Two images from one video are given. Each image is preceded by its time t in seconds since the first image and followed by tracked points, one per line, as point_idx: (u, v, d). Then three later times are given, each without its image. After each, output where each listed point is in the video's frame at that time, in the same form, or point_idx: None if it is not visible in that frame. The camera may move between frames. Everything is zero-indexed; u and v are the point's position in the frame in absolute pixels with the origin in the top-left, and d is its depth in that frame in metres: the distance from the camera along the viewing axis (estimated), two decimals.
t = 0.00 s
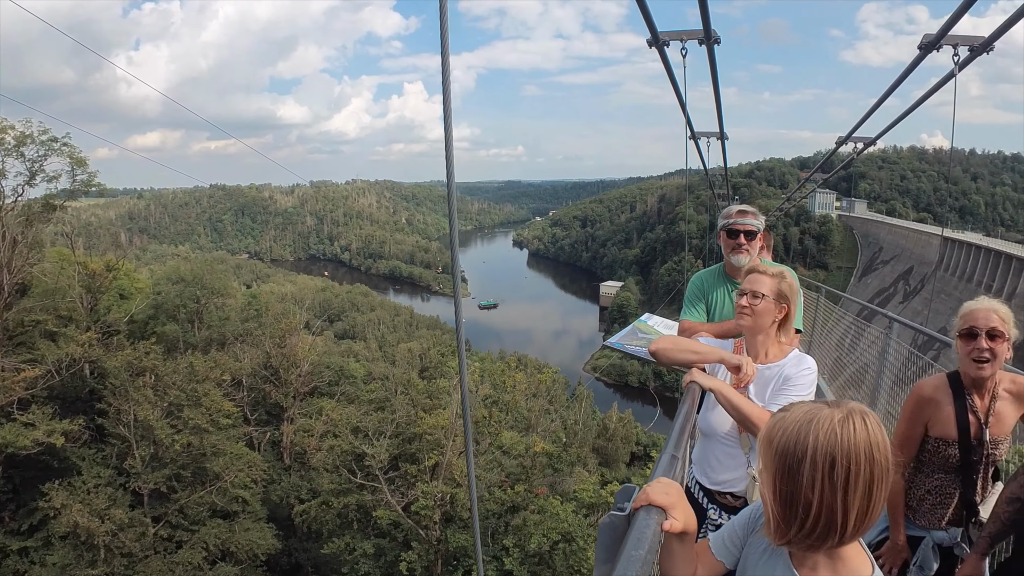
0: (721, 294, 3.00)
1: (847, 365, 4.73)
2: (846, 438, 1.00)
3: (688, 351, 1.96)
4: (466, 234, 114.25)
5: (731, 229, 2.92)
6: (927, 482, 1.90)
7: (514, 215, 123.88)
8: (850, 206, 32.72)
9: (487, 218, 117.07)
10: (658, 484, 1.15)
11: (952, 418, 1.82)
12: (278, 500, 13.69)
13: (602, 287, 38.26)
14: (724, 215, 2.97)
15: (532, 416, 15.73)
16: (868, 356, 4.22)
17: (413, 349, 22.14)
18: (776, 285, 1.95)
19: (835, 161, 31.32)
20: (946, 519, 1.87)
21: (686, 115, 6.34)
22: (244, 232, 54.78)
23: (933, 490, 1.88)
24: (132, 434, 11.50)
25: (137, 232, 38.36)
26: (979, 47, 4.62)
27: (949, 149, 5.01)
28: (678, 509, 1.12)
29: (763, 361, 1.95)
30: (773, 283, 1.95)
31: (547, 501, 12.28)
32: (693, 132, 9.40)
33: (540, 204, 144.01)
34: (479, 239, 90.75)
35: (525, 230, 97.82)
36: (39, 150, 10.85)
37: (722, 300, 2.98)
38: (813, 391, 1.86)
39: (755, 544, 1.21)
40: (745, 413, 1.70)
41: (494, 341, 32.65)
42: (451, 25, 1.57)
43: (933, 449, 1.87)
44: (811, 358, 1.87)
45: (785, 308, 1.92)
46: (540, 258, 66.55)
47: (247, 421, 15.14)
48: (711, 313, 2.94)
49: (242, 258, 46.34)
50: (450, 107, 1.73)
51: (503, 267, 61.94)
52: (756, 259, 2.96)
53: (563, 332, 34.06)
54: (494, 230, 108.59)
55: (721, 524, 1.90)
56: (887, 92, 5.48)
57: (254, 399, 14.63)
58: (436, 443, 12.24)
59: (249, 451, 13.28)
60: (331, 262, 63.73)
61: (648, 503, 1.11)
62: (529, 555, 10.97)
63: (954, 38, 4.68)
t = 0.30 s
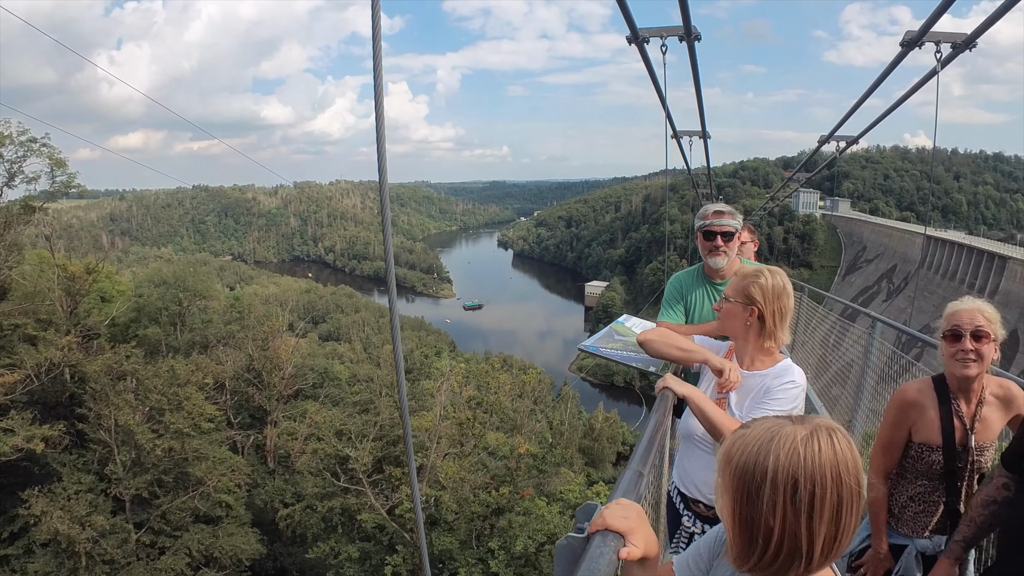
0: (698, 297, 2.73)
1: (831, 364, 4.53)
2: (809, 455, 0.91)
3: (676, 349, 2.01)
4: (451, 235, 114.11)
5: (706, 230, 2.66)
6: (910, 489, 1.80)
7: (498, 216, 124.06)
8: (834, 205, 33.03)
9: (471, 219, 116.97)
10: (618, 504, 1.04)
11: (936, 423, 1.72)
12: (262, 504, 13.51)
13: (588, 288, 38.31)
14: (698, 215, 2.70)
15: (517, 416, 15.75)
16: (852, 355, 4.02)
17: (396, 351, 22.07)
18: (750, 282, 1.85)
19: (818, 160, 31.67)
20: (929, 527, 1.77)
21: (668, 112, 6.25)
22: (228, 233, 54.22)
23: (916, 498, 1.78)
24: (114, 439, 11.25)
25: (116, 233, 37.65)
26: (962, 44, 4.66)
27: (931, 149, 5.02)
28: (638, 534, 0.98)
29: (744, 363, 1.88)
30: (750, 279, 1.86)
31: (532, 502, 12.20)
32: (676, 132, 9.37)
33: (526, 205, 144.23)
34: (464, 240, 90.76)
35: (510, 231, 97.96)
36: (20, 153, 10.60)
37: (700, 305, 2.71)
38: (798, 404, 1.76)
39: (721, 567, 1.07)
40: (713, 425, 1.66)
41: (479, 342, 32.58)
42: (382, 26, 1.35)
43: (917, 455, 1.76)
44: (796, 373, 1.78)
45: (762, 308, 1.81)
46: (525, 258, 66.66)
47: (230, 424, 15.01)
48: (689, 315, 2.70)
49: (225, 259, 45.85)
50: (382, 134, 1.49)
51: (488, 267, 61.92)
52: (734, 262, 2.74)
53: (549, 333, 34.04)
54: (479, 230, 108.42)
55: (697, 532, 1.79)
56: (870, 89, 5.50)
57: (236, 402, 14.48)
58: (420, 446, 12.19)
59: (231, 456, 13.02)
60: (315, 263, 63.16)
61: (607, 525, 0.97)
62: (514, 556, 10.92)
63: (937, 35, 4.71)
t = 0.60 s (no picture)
0: (688, 303, 2.54)
1: (825, 364, 4.45)
2: (797, 496, 0.84)
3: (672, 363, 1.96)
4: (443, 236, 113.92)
5: (696, 238, 2.44)
6: (909, 503, 1.76)
7: (490, 217, 124.02)
8: (825, 206, 33.19)
9: (463, 220, 116.82)
10: (601, 539, 1.00)
11: (938, 434, 1.67)
12: (253, 509, 13.41)
13: (580, 289, 38.30)
14: (687, 221, 2.46)
15: (509, 419, 15.72)
16: (846, 352, 3.97)
17: (387, 354, 21.96)
18: (737, 289, 1.75)
19: (809, 162, 31.85)
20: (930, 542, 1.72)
21: (659, 113, 6.23)
22: (218, 236, 53.95)
23: (915, 511, 1.73)
24: (102, 445, 11.09)
25: (104, 236, 37.24)
26: (955, 42, 4.68)
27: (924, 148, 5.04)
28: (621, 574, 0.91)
29: (741, 376, 1.80)
30: (737, 286, 1.75)
31: (524, 506, 12.15)
32: (667, 133, 9.35)
33: (518, 206, 144.27)
34: (456, 242, 90.56)
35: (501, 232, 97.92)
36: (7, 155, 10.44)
37: (690, 312, 2.52)
38: (795, 423, 1.65)
39: None
40: (701, 438, 1.60)
41: (470, 345, 32.49)
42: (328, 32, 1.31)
43: (916, 467, 1.72)
44: (791, 387, 1.67)
45: (749, 318, 1.70)
46: (516, 260, 66.66)
47: (220, 429, 14.89)
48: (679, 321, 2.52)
49: (216, 262, 45.60)
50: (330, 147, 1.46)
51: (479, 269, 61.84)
52: (724, 267, 2.54)
53: (542, 335, 34.03)
54: (470, 231, 108.18)
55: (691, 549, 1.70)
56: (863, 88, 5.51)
57: (226, 406, 14.38)
58: (411, 449, 12.09)
59: (221, 461, 12.91)
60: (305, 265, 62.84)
61: (587, 563, 0.90)
62: (506, 560, 10.87)
63: (930, 34, 4.71)
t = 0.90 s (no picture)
0: (685, 308, 2.50)
1: (823, 366, 4.42)
2: (774, 527, 0.82)
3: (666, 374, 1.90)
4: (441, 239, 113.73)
5: (689, 241, 2.41)
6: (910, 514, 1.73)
7: (487, 220, 123.92)
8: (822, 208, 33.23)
9: (460, 223, 116.76)
10: (584, 557, 0.92)
11: (939, 445, 1.63)
12: (249, 513, 13.35)
13: (578, 292, 38.24)
14: (680, 226, 2.45)
15: (506, 422, 15.65)
16: (844, 355, 3.95)
17: (384, 357, 21.85)
18: (731, 297, 1.71)
19: (806, 164, 31.88)
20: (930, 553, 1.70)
21: (656, 115, 6.21)
22: (215, 239, 53.96)
23: (916, 523, 1.69)
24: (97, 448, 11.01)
25: (99, 239, 37.04)
26: (954, 44, 4.67)
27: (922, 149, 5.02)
28: None
29: (741, 387, 1.76)
30: (732, 294, 1.72)
31: (521, 510, 12.08)
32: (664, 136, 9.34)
33: (516, 209, 144.28)
34: (453, 244, 90.36)
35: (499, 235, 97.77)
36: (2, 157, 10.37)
37: (688, 317, 2.49)
38: (793, 433, 1.63)
39: None
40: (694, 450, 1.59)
41: (468, 348, 32.39)
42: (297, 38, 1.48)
43: (918, 478, 1.67)
44: (789, 397, 1.64)
45: (744, 326, 1.67)
46: (514, 263, 66.57)
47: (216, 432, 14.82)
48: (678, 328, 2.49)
49: (213, 265, 45.56)
50: (298, 145, 1.65)
51: (477, 272, 61.73)
52: (722, 271, 2.50)
53: (539, 338, 34.02)
54: (468, 234, 107.97)
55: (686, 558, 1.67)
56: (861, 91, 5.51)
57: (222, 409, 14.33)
58: (407, 453, 11.98)
59: (217, 465, 12.85)
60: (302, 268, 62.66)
61: None
62: (504, 564, 10.79)
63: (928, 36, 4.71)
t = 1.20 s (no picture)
0: (687, 315, 2.45)
1: (825, 371, 4.39)
2: (743, 558, 0.79)
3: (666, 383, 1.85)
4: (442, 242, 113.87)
5: (699, 247, 2.36)
6: (916, 522, 1.68)
7: (489, 223, 124.06)
8: (825, 211, 33.17)
9: (462, 226, 116.88)
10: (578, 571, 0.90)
11: (943, 451, 1.58)
12: (250, 516, 13.30)
13: (580, 295, 38.21)
14: (690, 230, 2.39)
15: (508, 426, 15.64)
16: (846, 360, 3.92)
17: (386, 360, 21.83)
18: (731, 306, 1.68)
19: (809, 168, 31.86)
20: (937, 561, 1.66)
21: (657, 120, 6.16)
22: (217, 242, 54.02)
23: (924, 530, 1.66)
24: (99, 451, 10.99)
25: (102, 241, 37.04)
26: (957, 48, 4.65)
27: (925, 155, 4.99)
28: None
29: (742, 397, 1.71)
30: (732, 303, 1.68)
31: (522, 514, 12.02)
32: (665, 140, 9.31)
33: (517, 212, 144.37)
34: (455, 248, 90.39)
35: (500, 238, 97.84)
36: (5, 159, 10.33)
37: (689, 326, 2.43)
38: (795, 443, 1.58)
39: None
40: (693, 459, 1.54)
41: (470, 352, 32.39)
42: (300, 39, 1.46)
43: (924, 485, 1.62)
44: (792, 407, 1.59)
45: (744, 336, 1.63)
46: (516, 266, 66.56)
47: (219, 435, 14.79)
48: (678, 334, 2.43)
49: (215, 267, 45.62)
50: (297, 148, 1.62)
51: (478, 275, 61.87)
52: (726, 279, 2.45)
53: (541, 341, 33.99)
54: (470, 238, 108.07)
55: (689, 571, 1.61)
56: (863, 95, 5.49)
57: (224, 412, 14.30)
58: (409, 457, 11.91)
59: (219, 468, 12.84)
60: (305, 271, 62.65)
61: None
62: (505, 569, 10.74)
63: (931, 40, 4.69)
